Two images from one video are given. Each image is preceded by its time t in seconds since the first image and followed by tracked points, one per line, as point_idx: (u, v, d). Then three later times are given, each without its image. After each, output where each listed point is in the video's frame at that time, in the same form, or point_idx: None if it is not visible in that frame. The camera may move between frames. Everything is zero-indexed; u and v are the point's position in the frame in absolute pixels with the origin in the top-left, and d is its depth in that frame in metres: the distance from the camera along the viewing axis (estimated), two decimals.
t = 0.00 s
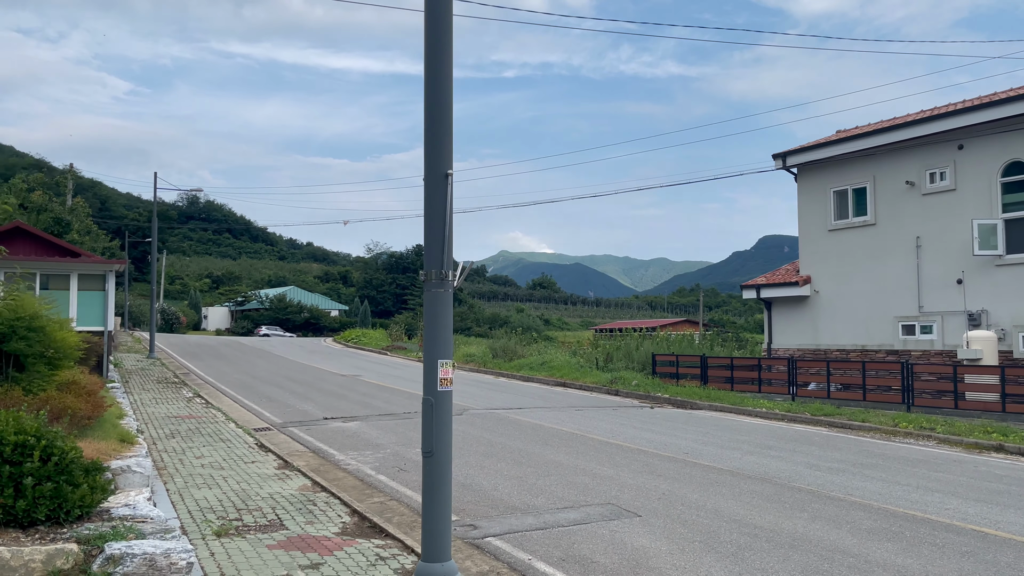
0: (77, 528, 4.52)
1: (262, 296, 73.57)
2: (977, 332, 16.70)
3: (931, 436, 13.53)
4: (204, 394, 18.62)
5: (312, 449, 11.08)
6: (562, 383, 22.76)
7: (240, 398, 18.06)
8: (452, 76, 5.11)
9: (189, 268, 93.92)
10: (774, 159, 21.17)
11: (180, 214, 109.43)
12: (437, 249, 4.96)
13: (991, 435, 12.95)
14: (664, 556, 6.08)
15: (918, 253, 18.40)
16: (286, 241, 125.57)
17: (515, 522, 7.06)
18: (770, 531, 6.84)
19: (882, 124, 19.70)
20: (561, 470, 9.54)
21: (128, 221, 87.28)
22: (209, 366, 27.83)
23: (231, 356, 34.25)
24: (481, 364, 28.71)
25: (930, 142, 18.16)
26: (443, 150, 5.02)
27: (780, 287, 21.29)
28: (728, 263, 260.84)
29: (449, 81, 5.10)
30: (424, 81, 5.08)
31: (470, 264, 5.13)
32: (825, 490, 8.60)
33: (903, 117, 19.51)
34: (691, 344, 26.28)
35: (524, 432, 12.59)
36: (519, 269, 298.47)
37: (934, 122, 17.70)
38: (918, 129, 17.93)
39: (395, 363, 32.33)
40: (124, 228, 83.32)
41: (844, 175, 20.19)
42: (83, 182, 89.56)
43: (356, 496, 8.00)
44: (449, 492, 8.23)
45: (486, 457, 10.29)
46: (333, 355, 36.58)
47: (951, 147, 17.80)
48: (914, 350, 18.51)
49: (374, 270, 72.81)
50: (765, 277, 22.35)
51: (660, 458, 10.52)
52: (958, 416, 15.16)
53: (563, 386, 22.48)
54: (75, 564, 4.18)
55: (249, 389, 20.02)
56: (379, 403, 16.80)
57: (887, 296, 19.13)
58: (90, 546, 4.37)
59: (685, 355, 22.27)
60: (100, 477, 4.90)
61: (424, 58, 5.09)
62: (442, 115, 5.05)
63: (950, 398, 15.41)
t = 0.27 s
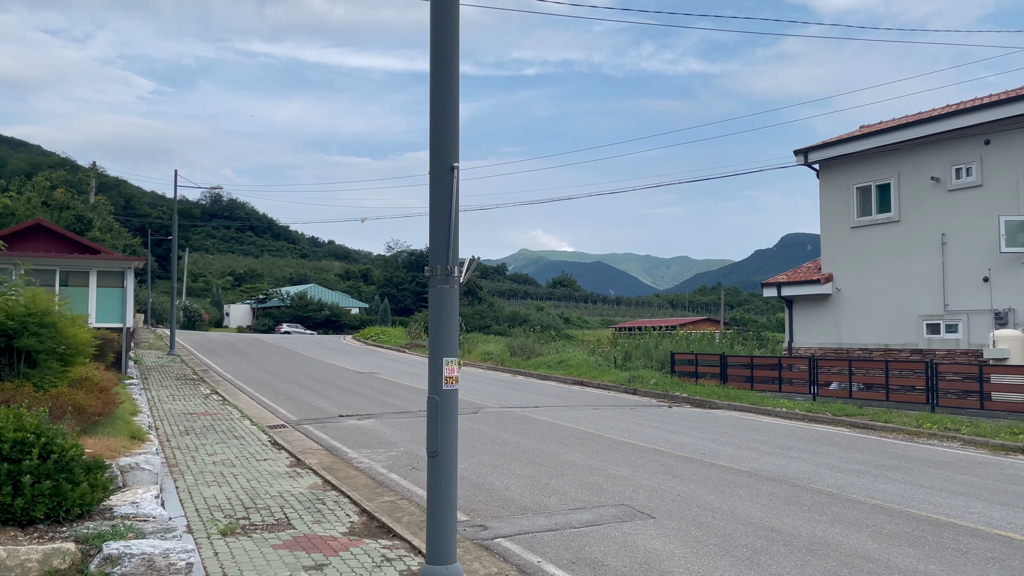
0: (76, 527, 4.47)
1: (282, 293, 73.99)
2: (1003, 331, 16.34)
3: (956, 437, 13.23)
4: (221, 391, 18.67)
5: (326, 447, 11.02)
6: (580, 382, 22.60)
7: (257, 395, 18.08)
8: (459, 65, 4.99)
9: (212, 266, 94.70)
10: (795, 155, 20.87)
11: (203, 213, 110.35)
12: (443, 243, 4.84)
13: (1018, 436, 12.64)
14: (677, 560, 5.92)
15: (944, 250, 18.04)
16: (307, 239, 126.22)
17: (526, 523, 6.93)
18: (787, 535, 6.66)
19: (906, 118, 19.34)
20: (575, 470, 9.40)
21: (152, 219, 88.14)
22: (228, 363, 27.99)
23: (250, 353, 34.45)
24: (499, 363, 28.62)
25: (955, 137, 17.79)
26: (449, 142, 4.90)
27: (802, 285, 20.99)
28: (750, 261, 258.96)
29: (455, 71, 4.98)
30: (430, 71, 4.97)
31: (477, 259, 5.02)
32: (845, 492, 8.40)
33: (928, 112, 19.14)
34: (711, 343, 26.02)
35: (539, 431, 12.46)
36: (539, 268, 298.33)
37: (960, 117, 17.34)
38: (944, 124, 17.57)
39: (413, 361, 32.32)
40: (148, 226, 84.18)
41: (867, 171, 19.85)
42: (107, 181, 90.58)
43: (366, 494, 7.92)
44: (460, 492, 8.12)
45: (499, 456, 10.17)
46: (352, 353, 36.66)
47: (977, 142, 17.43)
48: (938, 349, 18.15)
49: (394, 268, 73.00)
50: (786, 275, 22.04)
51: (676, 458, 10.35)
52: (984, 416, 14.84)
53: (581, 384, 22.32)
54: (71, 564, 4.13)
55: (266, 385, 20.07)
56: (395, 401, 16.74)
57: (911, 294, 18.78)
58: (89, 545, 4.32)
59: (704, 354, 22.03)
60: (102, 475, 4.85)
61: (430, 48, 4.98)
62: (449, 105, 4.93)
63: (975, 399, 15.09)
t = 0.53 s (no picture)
0: (75, 522, 4.37)
1: (304, 290, 74.34)
2: None
3: (984, 438, 12.88)
4: (240, 387, 18.69)
5: (340, 443, 10.93)
6: (598, 379, 22.39)
7: (275, 391, 18.06)
8: (467, 50, 4.84)
9: (235, 263, 95.44)
10: (819, 150, 20.52)
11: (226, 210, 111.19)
12: (450, 234, 4.70)
13: None
14: (693, 562, 5.74)
15: (972, 246, 17.63)
16: (329, 236, 126.69)
17: (538, 522, 6.77)
18: (808, 536, 6.45)
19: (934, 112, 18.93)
20: (590, 468, 9.22)
21: (176, 217, 88.94)
22: (248, 359, 28.09)
23: (271, 350, 34.57)
24: (517, 360, 28.47)
25: (984, 130, 17.37)
26: (457, 128, 4.75)
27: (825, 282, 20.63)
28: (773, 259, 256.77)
29: (463, 55, 4.82)
30: (437, 55, 4.81)
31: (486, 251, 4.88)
32: (869, 493, 8.15)
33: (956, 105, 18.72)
34: (732, 341, 25.70)
35: (555, 428, 12.29)
36: (560, 266, 297.88)
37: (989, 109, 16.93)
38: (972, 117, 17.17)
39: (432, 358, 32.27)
40: (172, 224, 85.00)
41: (893, 165, 19.46)
42: (132, 179, 91.53)
43: (378, 491, 7.80)
44: (472, 489, 7.98)
45: (514, 454, 10.01)
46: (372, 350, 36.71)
47: (1007, 135, 17.00)
48: (966, 348, 17.75)
49: (415, 266, 73.13)
50: (809, 272, 21.68)
51: (695, 457, 10.14)
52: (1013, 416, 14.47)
53: (600, 382, 22.12)
54: (68, 560, 4.03)
55: (284, 381, 20.08)
56: (411, 397, 16.65)
57: (938, 291, 18.39)
58: (87, 541, 4.21)
59: (725, 351, 21.74)
60: (104, 469, 4.75)
61: (437, 31, 4.82)
62: (457, 91, 4.78)
63: (1005, 398, 14.72)
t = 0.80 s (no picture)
0: (73, 519, 4.27)
1: (326, 287, 74.65)
2: None
3: (1014, 439, 12.53)
4: (258, 383, 18.69)
5: (354, 440, 10.83)
6: (618, 377, 22.16)
7: (292, 387, 18.03)
8: (476, 34, 4.67)
9: (258, 260, 96.09)
10: (844, 144, 20.14)
11: (250, 208, 112.00)
12: (456, 225, 4.54)
13: None
14: (710, 566, 5.54)
15: (1001, 243, 17.21)
16: (351, 234, 127.16)
17: (551, 522, 6.60)
18: (830, 540, 6.23)
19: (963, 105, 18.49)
20: (607, 467, 9.04)
21: (199, 214, 89.70)
22: (268, 355, 28.17)
23: (292, 346, 34.67)
24: (537, 357, 28.29)
25: (1015, 123, 16.92)
26: (465, 115, 4.59)
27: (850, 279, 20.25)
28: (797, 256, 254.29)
29: (472, 40, 4.66)
30: (444, 40, 4.65)
31: (494, 243, 4.72)
32: (894, 495, 7.90)
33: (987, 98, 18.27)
34: (754, 339, 25.36)
35: (573, 426, 12.11)
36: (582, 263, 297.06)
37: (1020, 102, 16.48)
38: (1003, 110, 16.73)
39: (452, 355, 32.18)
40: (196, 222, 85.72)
41: (920, 160, 19.04)
42: (157, 177, 92.43)
43: (389, 490, 7.68)
44: (485, 489, 7.83)
45: (529, 452, 9.85)
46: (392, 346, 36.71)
47: None
48: (994, 347, 17.34)
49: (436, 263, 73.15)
50: (834, 268, 21.30)
51: (715, 457, 9.91)
52: None
53: (619, 380, 21.90)
54: (64, 559, 3.93)
55: (302, 377, 20.07)
56: (429, 394, 16.54)
57: (966, 289, 17.98)
58: (84, 539, 4.11)
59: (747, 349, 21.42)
60: (104, 465, 4.65)
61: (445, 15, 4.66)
62: (466, 77, 4.62)
63: None
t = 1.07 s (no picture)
0: (70, 517, 4.21)
1: (347, 285, 74.94)
2: None
3: None
4: (275, 379, 18.70)
5: (368, 437, 10.76)
6: (637, 375, 21.96)
7: (309, 384, 18.02)
8: (482, 19, 4.54)
9: (280, 257, 96.65)
10: (868, 139, 19.77)
11: (272, 206, 112.70)
12: (461, 217, 4.42)
13: None
14: (725, 569, 5.38)
15: None
16: (373, 231, 127.56)
17: (562, 522, 6.46)
18: (850, 544, 6.03)
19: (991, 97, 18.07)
20: (622, 467, 8.88)
21: (222, 212, 90.38)
22: (287, 352, 28.25)
23: (312, 343, 34.77)
24: (555, 355, 28.13)
25: None
26: (470, 103, 4.46)
27: (874, 276, 19.90)
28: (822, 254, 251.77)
29: (477, 26, 4.52)
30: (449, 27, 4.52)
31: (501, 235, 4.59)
32: (918, 498, 7.67)
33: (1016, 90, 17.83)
34: (776, 337, 25.02)
35: (589, 425, 11.96)
36: (603, 261, 296.40)
37: None
38: None
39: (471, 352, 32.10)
40: (219, 219, 86.44)
41: (946, 154, 18.64)
42: (181, 175, 93.24)
43: (399, 488, 7.58)
44: (498, 488, 7.71)
45: (544, 450, 9.71)
46: (412, 343, 36.71)
47: None
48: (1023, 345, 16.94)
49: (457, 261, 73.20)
50: (857, 265, 20.93)
51: (733, 457, 9.72)
52: None
53: (638, 378, 21.69)
54: (57, 558, 3.87)
55: (320, 374, 20.07)
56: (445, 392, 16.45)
57: (994, 286, 17.58)
58: (79, 538, 4.05)
59: (768, 347, 21.13)
60: (104, 463, 4.59)
61: None
62: (471, 63, 4.48)
63: None
